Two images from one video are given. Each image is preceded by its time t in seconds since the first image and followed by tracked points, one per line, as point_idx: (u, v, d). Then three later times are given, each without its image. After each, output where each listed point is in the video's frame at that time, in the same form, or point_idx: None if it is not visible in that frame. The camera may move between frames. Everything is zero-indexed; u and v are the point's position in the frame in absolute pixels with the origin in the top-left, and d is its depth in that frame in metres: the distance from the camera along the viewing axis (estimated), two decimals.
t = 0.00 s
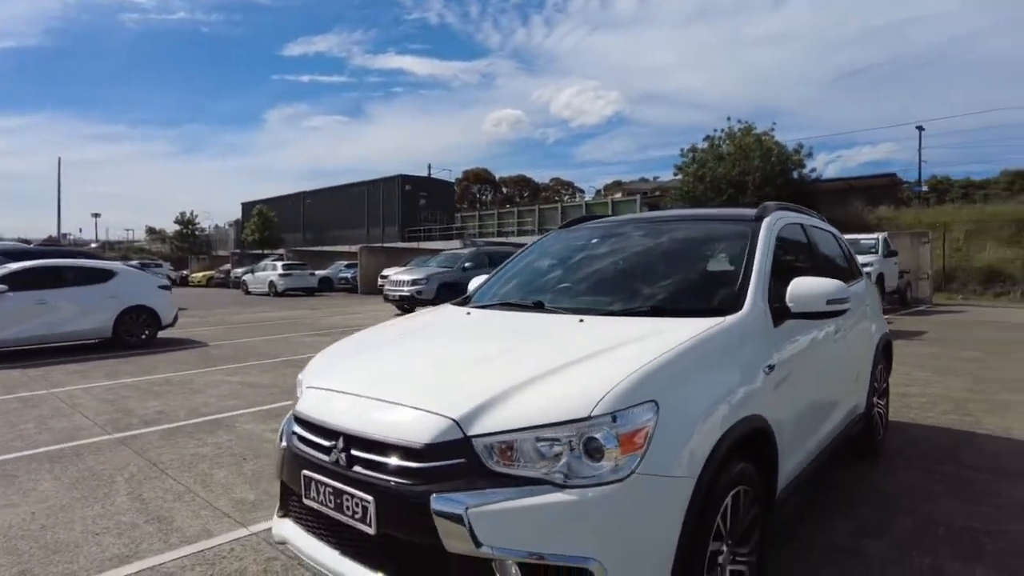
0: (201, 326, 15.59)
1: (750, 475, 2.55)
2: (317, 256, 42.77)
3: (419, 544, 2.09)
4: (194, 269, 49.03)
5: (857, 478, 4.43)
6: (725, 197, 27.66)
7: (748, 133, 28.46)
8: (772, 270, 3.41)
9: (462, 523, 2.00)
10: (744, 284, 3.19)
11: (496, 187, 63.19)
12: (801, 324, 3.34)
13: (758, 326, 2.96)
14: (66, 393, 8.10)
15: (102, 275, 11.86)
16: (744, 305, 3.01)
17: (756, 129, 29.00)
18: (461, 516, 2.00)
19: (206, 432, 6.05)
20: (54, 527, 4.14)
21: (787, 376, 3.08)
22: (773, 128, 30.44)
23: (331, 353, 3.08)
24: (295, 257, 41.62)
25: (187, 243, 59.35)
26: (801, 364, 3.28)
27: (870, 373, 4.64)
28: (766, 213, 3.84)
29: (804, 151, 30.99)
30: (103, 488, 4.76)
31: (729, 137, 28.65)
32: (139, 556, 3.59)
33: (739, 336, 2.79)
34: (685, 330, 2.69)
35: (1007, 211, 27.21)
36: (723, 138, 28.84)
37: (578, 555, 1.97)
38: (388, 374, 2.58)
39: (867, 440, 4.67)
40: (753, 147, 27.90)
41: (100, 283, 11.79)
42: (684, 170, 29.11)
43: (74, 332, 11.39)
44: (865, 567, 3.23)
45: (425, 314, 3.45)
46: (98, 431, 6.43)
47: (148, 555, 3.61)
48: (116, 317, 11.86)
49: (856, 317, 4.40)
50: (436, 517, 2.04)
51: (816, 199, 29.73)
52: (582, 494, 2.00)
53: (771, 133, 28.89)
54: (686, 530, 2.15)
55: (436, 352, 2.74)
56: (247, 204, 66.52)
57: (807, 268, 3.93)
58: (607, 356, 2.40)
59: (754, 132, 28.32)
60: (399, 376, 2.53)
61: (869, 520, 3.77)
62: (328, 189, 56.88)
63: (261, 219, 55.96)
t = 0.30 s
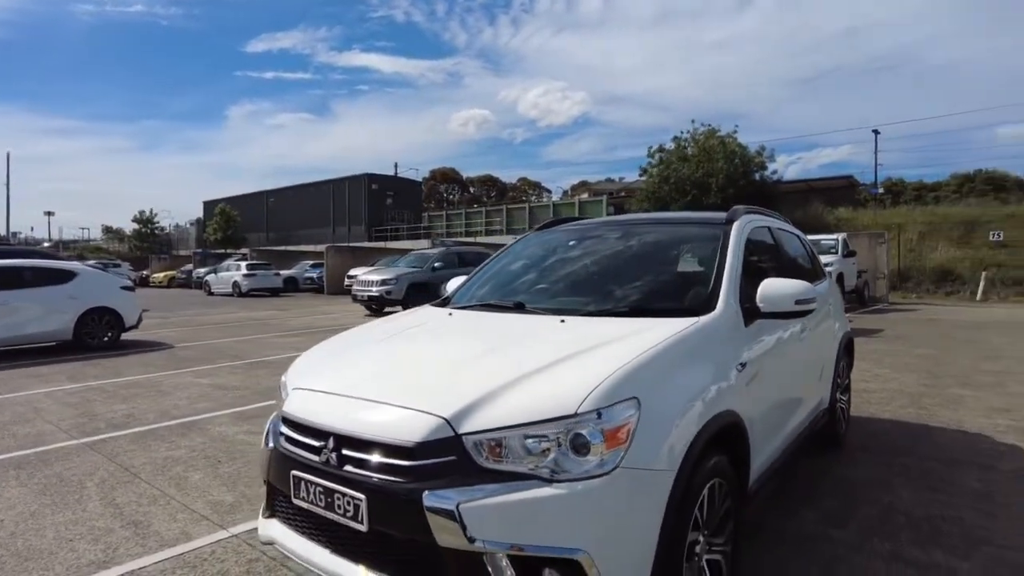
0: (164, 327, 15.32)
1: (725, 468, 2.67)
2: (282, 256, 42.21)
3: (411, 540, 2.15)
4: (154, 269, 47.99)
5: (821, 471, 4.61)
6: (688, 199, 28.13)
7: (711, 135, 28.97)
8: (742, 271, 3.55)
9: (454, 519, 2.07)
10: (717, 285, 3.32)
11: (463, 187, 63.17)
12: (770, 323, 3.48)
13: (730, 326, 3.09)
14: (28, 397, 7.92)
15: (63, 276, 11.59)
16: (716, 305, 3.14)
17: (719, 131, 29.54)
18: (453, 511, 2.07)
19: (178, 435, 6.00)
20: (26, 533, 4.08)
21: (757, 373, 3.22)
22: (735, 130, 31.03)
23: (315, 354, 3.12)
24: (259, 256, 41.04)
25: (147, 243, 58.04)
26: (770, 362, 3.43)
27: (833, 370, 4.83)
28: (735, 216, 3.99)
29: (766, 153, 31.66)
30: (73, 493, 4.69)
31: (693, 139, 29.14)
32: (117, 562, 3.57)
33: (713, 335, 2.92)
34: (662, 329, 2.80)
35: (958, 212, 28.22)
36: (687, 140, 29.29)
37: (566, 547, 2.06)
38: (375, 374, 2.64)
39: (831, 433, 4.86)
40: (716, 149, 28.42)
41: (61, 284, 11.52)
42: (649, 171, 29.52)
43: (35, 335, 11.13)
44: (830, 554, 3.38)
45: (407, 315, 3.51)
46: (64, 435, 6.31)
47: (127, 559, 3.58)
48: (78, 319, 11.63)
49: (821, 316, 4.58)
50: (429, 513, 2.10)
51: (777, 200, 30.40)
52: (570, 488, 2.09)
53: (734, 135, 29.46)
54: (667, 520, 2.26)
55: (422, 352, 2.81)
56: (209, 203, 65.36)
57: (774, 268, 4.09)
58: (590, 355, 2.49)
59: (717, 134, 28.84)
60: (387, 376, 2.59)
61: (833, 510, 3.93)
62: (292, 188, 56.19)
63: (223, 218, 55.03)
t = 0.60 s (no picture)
0: (140, 329, 15.18)
1: (700, 458, 2.81)
2: (257, 257, 41.86)
3: (404, 527, 2.26)
4: (127, 270, 47.29)
5: (792, 462, 4.80)
6: (664, 200, 28.47)
7: (687, 137, 29.33)
8: (715, 271, 3.70)
9: (445, 507, 2.18)
10: (691, 284, 3.47)
11: (440, 187, 63.13)
12: (743, 320, 3.64)
13: (703, 322, 3.24)
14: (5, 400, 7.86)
15: (38, 277, 11.44)
16: (691, 303, 3.29)
17: (694, 133, 29.93)
18: (445, 500, 2.18)
19: (160, 436, 6.02)
20: (13, 531, 4.10)
21: (730, 368, 3.37)
22: (710, 132, 31.44)
23: (305, 353, 3.21)
24: (234, 257, 40.65)
25: (117, 244, 57.17)
26: (742, 357, 3.58)
27: (804, 366, 5.02)
28: (710, 218, 4.15)
29: (740, 154, 32.13)
30: (58, 493, 4.71)
31: (669, 140, 29.49)
32: (108, 559, 3.62)
33: (688, 331, 3.06)
34: (640, 325, 2.94)
35: (925, 213, 28.90)
36: (664, 142, 29.63)
37: (552, 531, 2.18)
38: (366, 370, 2.73)
39: (802, 426, 5.05)
40: (692, 151, 28.78)
41: (35, 285, 11.37)
42: (626, 173, 29.81)
43: (10, 337, 11.00)
44: (801, 539, 3.55)
45: (395, 314, 3.62)
46: (44, 437, 6.28)
47: (117, 557, 3.63)
48: (53, 321, 11.52)
49: (791, 314, 4.75)
50: (421, 502, 2.21)
51: (751, 201, 30.88)
52: (554, 475, 2.21)
53: (709, 138, 29.85)
54: (646, 506, 2.39)
55: (411, 349, 2.92)
56: (182, 203, 64.56)
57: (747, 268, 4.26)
58: (572, 351, 2.62)
59: (693, 136, 29.22)
60: (378, 372, 2.69)
61: (803, 498, 4.11)
62: (268, 188, 55.72)
63: (197, 218, 54.39)
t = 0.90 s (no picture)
0: (130, 328, 15.21)
1: (684, 445, 2.96)
2: (246, 255, 41.74)
3: (405, 509, 2.40)
4: (114, 269, 47.04)
5: (774, 452, 4.98)
6: (652, 198, 28.75)
7: (676, 136, 29.56)
8: (698, 268, 3.86)
9: (444, 489, 2.32)
10: (675, 280, 3.62)
11: (430, 185, 63.17)
12: (725, 315, 3.80)
13: (686, 317, 3.40)
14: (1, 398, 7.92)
15: (29, 276, 11.46)
16: (675, 298, 3.44)
17: (683, 132, 30.19)
18: (444, 483, 2.32)
19: (158, 431, 6.12)
20: (17, 523, 4.20)
21: (712, 361, 3.54)
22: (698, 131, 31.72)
23: (305, 347, 3.34)
24: (222, 255, 40.54)
25: (104, 242, 56.80)
26: (725, 351, 3.75)
27: (785, 360, 5.19)
28: (694, 218, 4.31)
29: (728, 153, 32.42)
30: (59, 487, 4.80)
31: (658, 139, 29.75)
32: (113, 548, 3.73)
33: (672, 325, 3.22)
34: (627, 320, 3.09)
35: (909, 211, 29.31)
36: (652, 140, 29.89)
37: (544, 511, 2.33)
38: (366, 362, 2.87)
39: (783, 418, 5.23)
40: (680, 150, 29.05)
41: (26, 284, 11.40)
42: (615, 171, 30.06)
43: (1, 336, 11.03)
44: (781, 524, 3.73)
45: (391, 310, 3.76)
46: (41, 433, 6.35)
47: (121, 546, 3.75)
48: (45, 319, 11.56)
49: (773, 310, 4.92)
50: (421, 485, 2.35)
51: (738, 200, 31.18)
52: (546, 459, 2.36)
53: (698, 137, 30.12)
54: (633, 488, 2.55)
55: (409, 342, 3.05)
56: (170, 201, 64.26)
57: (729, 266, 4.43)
58: (562, 344, 2.76)
59: (681, 135, 29.46)
60: (377, 364, 2.83)
61: (784, 485, 4.30)
62: (257, 186, 55.56)
63: (185, 216, 54.14)
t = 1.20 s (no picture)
0: (122, 326, 15.19)
1: (674, 440, 3.07)
2: (236, 253, 41.66)
3: (406, 501, 2.49)
4: (103, 267, 46.78)
5: (762, 446, 5.10)
6: (643, 196, 28.94)
7: (666, 135, 29.77)
8: (688, 267, 3.97)
9: (444, 481, 2.42)
10: (665, 280, 3.73)
11: (421, 183, 63.16)
12: (713, 314, 3.91)
13: (676, 315, 3.50)
14: None
15: (19, 275, 11.44)
16: (665, 298, 3.55)
17: (674, 131, 30.37)
18: (444, 475, 2.42)
19: (155, 429, 6.18)
20: (18, 519, 4.26)
21: (702, 359, 3.65)
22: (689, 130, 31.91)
23: (306, 345, 3.42)
24: (212, 253, 40.39)
25: (93, 239, 56.42)
26: (713, 348, 3.86)
27: (772, 357, 5.32)
28: (684, 218, 4.41)
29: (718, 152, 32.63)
30: (58, 484, 4.86)
31: (649, 138, 29.93)
32: (116, 543, 3.80)
33: (662, 324, 3.32)
34: (620, 319, 3.19)
35: (896, 209, 29.64)
36: (643, 139, 30.06)
37: (540, 501, 2.43)
38: (367, 359, 2.96)
39: (771, 413, 5.36)
40: (671, 148, 29.22)
41: (17, 283, 11.37)
42: (606, 169, 30.24)
43: None
44: (768, 515, 3.85)
45: (389, 309, 3.85)
46: (37, 431, 6.39)
47: (124, 541, 3.82)
48: (36, 318, 11.55)
49: (760, 308, 5.04)
50: (422, 477, 2.44)
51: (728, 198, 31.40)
52: (542, 452, 2.46)
53: (688, 135, 30.30)
54: (625, 480, 2.66)
55: (408, 340, 3.14)
56: (159, 199, 63.93)
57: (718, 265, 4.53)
58: (557, 342, 2.86)
59: (672, 134, 29.64)
60: (377, 361, 2.92)
61: (771, 479, 4.42)
62: (247, 184, 55.37)
63: (175, 213, 53.89)
